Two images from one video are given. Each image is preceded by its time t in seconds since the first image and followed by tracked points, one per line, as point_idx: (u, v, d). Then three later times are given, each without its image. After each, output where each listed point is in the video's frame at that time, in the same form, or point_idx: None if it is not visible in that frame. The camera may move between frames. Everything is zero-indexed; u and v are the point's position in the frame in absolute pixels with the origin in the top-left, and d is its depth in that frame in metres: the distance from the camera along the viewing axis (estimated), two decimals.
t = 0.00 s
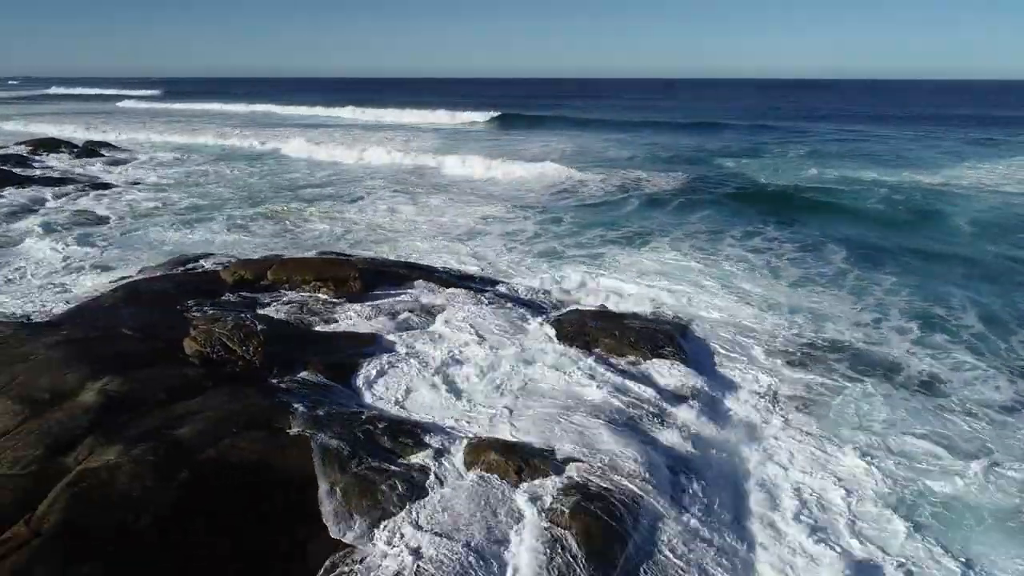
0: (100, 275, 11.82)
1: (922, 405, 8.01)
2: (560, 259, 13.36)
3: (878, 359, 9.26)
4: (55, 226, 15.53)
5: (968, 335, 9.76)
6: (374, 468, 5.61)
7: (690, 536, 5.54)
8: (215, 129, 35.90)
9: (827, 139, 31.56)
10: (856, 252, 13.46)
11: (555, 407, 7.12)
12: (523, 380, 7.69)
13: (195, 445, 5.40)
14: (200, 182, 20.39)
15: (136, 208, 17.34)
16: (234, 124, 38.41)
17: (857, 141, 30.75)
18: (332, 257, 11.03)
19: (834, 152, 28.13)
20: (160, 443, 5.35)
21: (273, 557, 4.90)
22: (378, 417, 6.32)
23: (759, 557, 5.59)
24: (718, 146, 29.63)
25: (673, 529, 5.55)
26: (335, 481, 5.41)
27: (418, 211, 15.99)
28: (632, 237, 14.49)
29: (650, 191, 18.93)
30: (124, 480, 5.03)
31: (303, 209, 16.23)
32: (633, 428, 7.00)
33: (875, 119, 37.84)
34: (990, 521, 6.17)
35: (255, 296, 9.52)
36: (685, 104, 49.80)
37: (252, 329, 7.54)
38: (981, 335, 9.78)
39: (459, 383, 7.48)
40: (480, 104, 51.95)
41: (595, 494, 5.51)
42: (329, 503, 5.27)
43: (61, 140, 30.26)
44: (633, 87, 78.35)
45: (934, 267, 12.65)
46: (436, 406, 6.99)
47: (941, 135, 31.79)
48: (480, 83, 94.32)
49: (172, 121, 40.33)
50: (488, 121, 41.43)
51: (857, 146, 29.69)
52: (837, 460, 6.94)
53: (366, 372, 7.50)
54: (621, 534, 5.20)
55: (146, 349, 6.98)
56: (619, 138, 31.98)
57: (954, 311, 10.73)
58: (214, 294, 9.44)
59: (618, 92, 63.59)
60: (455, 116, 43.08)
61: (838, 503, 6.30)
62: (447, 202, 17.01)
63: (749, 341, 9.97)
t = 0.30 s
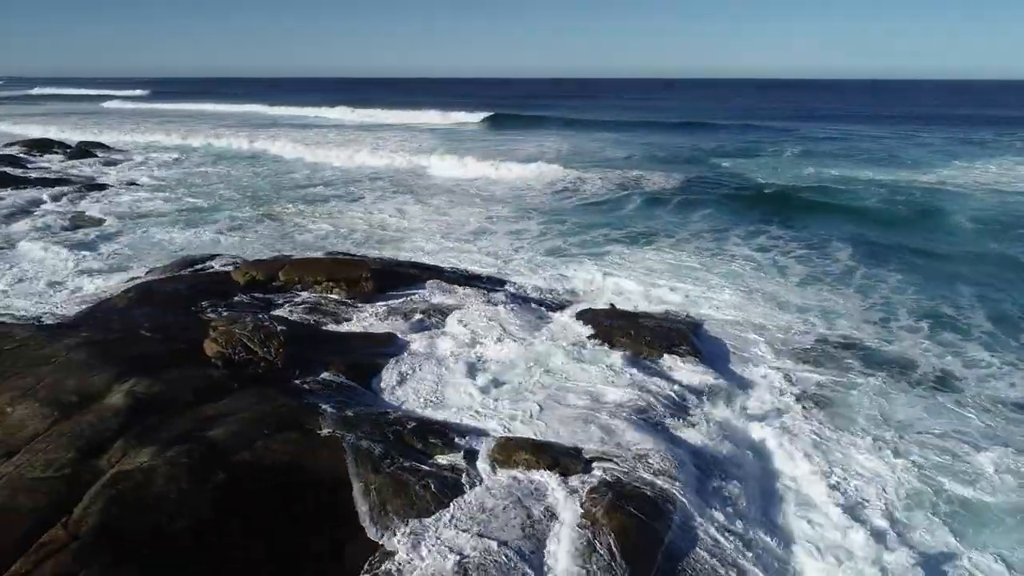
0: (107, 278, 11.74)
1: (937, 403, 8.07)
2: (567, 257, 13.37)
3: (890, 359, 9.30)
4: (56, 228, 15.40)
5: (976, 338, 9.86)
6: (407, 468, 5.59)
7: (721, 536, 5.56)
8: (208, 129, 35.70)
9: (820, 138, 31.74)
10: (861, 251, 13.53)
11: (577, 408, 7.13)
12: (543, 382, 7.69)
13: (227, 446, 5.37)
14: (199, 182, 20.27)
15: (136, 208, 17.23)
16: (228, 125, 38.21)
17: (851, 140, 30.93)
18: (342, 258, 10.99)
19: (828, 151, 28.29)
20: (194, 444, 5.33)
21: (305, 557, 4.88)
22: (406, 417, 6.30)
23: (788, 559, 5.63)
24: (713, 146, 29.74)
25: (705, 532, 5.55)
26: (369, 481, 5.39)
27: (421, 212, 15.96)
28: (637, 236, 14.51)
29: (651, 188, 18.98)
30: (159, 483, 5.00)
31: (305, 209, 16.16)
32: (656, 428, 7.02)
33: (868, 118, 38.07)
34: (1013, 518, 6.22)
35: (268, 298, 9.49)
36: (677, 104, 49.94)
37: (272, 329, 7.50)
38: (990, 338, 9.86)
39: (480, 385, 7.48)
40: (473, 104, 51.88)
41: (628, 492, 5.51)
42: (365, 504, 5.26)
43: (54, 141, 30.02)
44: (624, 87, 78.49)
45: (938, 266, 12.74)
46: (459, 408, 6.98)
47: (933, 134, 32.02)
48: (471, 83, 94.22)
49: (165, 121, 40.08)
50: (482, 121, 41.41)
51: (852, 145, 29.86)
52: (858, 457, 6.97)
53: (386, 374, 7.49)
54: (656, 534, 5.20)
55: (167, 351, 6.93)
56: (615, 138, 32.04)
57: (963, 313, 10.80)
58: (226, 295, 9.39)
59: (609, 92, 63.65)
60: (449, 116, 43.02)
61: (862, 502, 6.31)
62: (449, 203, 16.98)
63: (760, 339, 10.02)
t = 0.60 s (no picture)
0: (115, 279, 11.66)
1: (955, 400, 8.14)
2: (574, 256, 13.40)
3: (904, 357, 9.37)
4: (57, 229, 15.28)
5: (986, 337, 9.95)
6: (444, 468, 5.58)
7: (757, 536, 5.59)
8: (200, 130, 35.49)
9: (813, 138, 31.94)
10: (865, 250, 13.63)
11: (603, 408, 7.15)
12: (565, 383, 7.70)
13: (264, 449, 5.35)
14: (197, 183, 20.17)
15: (136, 210, 17.12)
16: (219, 125, 37.99)
17: (844, 140, 31.15)
18: (353, 258, 10.95)
19: (822, 151, 28.48)
20: (231, 447, 5.30)
21: (342, 557, 4.81)
22: (438, 418, 6.30)
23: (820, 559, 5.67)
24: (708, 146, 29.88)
25: (740, 533, 5.56)
26: (408, 482, 5.37)
27: (426, 213, 15.94)
28: (643, 236, 14.56)
29: (651, 187, 19.03)
30: (200, 485, 4.97)
31: (308, 210, 16.11)
32: (683, 426, 7.04)
33: (858, 118, 38.33)
34: None
35: (283, 299, 9.45)
36: (668, 104, 50.14)
37: (294, 330, 7.46)
38: (1001, 338, 9.94)
39: (504, 386, 7.48)
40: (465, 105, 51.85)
41: (668, 491, 5.51)
42: (404, 505, 5.24)
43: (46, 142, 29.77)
44: (613, 87, 78.66)
45: (943, 265, 12.85)
46: (485, 410, 6.99)
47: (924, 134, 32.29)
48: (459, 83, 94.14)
49: (155, 122, 39.83)
50: (475, 121, 41.40)
51: (845, 145, 30.06)
52: (883, 454, 7.01)
53: (410, 376, 7.47)
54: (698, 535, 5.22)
55: (193, 353, 6.89)
56: (609, 138, 32.13)
57: (971, 312, 10.89)
58: (241, 296, 9.34)
59: (599, 93, 63.78)
60: (442, 117, 42.98)
61: (889, 502, 6.33)
62: (452, 203, 16.97)
63: (774, 338, 10.07)
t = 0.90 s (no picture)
0: (120, 282, 11.57)
1: (969, 397, 8.21)
2: (580, 256, 13.43)
3: (915, 355, 9.45)
4: (56, 231, 15.14)
5: (994, 336, 10.06)
6: (476, 468, 5.57)
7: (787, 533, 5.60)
8: (192, 130, 35.25)
9: (806, 138, 32.14)
10: (868, 249, 13.73)
11: (625, 409, 7.17)
12: (585, 383, 7.72)
13: (297, 450, 5.32)
14: (194, 185, 20.04)
15: (134, 211, 16.99)
16: (211, 126, 37.74)
17: (837, 140, 31.35)
18: (363, 258, 10.91)
19: (816, 151, 28.66)
20: (265, 449, 5.27)
21: (373, 558, 4.79)
22: (465, 418, 6.30)
23: (850, 555, 5.70)
24: (702, 145, 29.99)
25: (772, 530, 5.58)
26: (442, 482, 5.35)
27: (429, 213, 15.92)
28: (646, 236, 14.60)
29: (651, 187, 19.06)
30: (235, 487, 4.94)
31: (309, 210, 16.03)
32: (705, 424, 7.07)
33: (849, 117, 38.60)
34: None
35: (295, 300, 9.41)
36: (660, 104, 50.28)
37: (314, 330, 7.43)
38: (1009, 338, 10.05)
39: (524, 388, 7.50)
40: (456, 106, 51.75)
41: (698, 488, 5.51)
42: (440, 506, 5.22)
43: (36, 142, 29.48)
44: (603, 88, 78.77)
45: (945, 263, 12.97)
46: (509, 413, 7.00)
47: (915, 133, 32.56)
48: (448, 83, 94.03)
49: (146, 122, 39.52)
50: (467, 122, 41.37)
51: (838, 145, 30.25)
52: (904, 450, 7.04)
53: (432, 377, 7.47)
54: (730, 530, 5.21)
55: (214, 355, 6.83)
56: (603, 138, 32.18)
57: (977, 312, 10.98)
58: (254, 297, 9.29)
59: (589, 93, 63.83)
60: (434, 117, 42.90)
61: (911, 498, 6.36)
62: (454, 204, 16.96)
63: (785, 335, 10.13)
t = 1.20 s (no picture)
0: (126, 283, 11.45)
1: (985, 393, 8.28)
2: (585, 256, 13.44)
3: (927, 352, 9.53)
4: (54, 232, 14.97)
5: (1003, 334, 10.16)
6: (513, 468, 5.56)
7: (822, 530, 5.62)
8: (181, 131, 34.97)
9: (797, 138, 32.36)
10: (871, 247, 13.82)
11: (650, 408, 7.18)
12: (607, 382, 7.73)
13: (335, 451, 5.29)
14: (191, 186, 19.88)
15: (132, 212, 16.83)
16: (200, 127, 37.47)
17: (828, 140, 31.56)
18: (372, 258, 10.86)
19: (808, 150, 28.84)
20: (302, 450, 5.23)
21: (409, 558, 4.75)
22: (496, 418, 6.28)
23: (884, 550, 5.73)
24: (695, 144, 30.10)
25: (807, 528, 5.60)
26: (481, 483, 5.34)
27: (431, 214, 15.86)
28: (649, 235, 14.64)
29: (650, 186, 19.12)
30: (275, 489, 4.90)
31: (311, 211, 15.95)
32: (730, 422, 7.09)
33: (839, 117, 38.88)
34: None
35: (310, 301, 9.35)
36: (649, 104, 50.43)
37: (336, 330, 7.38)
38: (1018, 335, 10.15)
39: (547, 388, 7.50)
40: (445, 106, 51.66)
41: (735, 486, 5.52)
42: (479, 507, 5.20)
43: (24, 143, 29.13)
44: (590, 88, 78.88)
45: (948, 261, 13.09)
46: (535, 413, 7.01)
47: (905, 133, 32.83)
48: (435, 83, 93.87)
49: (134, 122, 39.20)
50: (458, 122, 41.32)
51: (829, 144, 30.46)
52: (927, 447, 7.09)
53: (455, 377, 7.45)
54: (770, 527, 5.22)
55: (240, 356, 6.77)
56: (596, 138, 32.23)
57: (984, 310, 11.09)
58: (268, 298, 9.23)
59: (578, 93, 63.91)
60: (424, 117, 42.80)
61: (938, 495, 6.40)
62: (455, 204, 16.93)
63: (796, 333, 10.16)
